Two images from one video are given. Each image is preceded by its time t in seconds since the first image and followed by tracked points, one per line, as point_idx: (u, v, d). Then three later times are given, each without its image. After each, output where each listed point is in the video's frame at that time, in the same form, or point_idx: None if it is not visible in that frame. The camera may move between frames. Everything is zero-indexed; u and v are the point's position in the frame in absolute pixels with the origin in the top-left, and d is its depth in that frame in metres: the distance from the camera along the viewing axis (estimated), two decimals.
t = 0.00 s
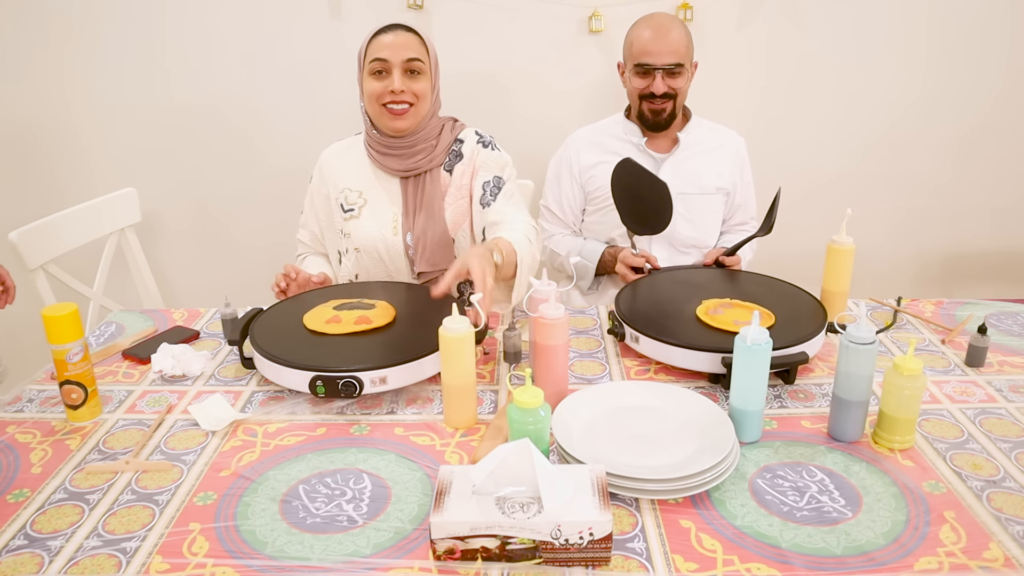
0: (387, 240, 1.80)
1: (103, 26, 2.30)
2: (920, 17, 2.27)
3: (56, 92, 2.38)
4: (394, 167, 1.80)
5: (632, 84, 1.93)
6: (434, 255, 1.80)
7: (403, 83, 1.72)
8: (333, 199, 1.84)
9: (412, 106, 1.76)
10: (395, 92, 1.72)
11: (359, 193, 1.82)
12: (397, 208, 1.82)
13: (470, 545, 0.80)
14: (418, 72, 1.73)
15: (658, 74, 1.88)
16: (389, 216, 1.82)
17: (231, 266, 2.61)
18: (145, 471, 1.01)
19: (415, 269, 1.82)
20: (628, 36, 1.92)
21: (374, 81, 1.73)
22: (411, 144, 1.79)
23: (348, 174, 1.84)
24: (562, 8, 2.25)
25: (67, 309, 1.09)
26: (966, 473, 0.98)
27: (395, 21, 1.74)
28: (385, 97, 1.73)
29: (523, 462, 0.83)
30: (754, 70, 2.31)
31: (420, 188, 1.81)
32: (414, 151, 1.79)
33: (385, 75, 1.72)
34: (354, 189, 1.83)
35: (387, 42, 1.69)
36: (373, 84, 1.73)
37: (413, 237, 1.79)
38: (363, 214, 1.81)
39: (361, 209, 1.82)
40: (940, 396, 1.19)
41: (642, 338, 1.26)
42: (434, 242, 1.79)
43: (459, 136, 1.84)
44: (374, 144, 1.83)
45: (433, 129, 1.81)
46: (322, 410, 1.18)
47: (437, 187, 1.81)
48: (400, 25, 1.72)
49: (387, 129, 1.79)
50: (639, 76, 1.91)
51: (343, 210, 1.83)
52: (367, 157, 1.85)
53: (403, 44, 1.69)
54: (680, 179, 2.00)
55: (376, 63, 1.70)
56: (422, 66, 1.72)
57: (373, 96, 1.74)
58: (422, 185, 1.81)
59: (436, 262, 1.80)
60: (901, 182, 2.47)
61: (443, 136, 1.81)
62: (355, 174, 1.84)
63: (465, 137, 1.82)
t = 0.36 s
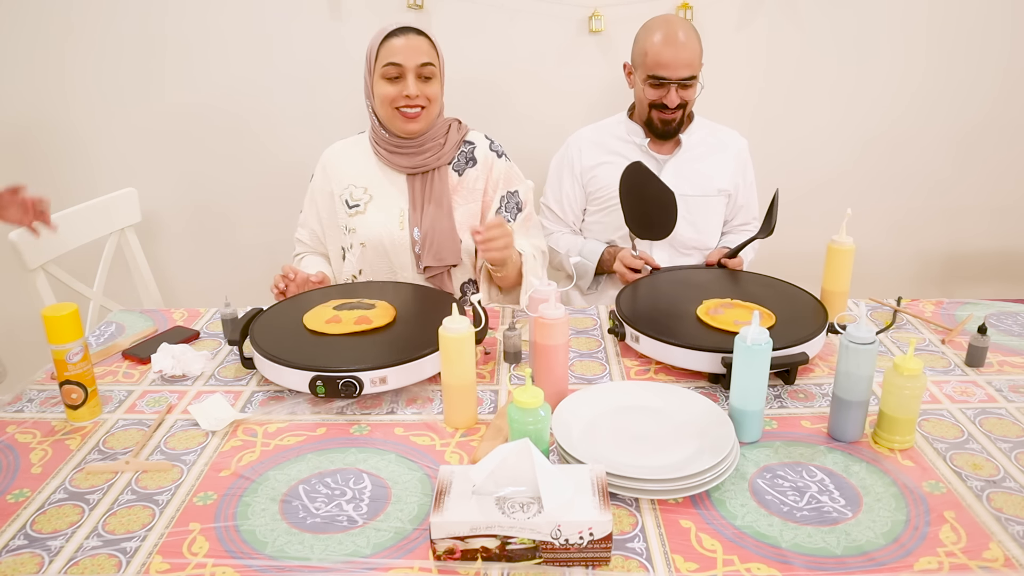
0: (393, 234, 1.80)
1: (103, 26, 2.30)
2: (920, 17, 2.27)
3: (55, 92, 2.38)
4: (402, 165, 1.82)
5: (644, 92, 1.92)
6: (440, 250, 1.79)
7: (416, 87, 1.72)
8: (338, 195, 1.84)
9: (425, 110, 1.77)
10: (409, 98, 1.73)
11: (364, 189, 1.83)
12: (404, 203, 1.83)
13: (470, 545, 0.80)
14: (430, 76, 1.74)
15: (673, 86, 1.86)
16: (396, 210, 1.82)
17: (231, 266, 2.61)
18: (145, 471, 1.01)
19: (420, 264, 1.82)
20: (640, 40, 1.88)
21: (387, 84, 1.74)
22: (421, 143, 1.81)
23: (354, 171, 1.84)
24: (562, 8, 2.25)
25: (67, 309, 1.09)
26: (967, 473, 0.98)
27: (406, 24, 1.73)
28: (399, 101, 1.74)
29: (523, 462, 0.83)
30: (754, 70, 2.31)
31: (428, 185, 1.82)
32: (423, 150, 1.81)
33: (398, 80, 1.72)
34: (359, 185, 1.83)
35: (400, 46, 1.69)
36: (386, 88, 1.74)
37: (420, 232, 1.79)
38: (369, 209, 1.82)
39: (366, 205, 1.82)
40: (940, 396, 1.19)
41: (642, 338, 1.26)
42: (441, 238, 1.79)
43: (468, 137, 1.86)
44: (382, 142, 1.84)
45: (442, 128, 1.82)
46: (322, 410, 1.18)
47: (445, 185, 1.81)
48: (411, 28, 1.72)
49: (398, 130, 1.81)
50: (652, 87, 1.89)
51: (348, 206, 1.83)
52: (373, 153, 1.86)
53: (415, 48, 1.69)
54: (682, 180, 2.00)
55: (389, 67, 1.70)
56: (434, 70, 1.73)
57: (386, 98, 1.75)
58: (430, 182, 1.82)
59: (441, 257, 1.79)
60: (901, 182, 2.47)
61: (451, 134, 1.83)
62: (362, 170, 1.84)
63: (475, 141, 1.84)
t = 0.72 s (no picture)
0: (400, 235, 1.80)
1: (102, 26, 2.30)
2: (920, 17, 2.27)
3: (55, 92, 2.38)
4: (411, 165, 1.82)
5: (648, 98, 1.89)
6: (448, 251, 1.79)
7: (431, 88, 1.72)
8: (345, 194, 1.83)
9: (437, 111, 1.77)
10: (424, 99, 1.73)
11: (372, 189, 1.83)
12: (413, 204, 1.83)
13: (470, 545, 0.80)
14: (444, 78, 1.74)
15: (677, 93, 1.84)
16: (403, 213, 1.82)
17: (230, 266, 2.61)
18: (145, 471, 1.01)
19: (428, 265, 1.82)
20: (642, 44, 1.85)
21: (401, 84, 1.74)
22: (430, 144, 1.81)
23: (361, 171, 1.84)
24: (562, 8, 2.25)
25: (67, 309, 1.09)
26: (967, 473, 0.98)
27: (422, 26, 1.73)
28: (413, 101, 1.74)
29: (523, 462, 0.83)
30: (753, 70, 2.31)
31: (436, 187, 1.82)
32: (433, 151, 1.81)
33: (413, 81, 1.72)
34: (366, 184, 1.83)
35: (416, 48, 1.69)
36: (400, 88, 1.74)
37: (428, 233, 1.80)
38: (376, 209, 1.82)
39: (373, 205, 1.82)
40: (940, 396, 1.19)
41: (642, 338, 1.26)
42: (448, 238, 1.79)
43: (475, 139, 1.87)
44: (392, 142, 1.83)
45: (451, 130, 1.84)
46: (321, 410, 1.18)
47: (453, 187, 1.82)
48: (427, 30, 1.72)
49: (410, 131, 1.81)
50: (656, 94, 1.86)
51: (355, 206, 1.83)
52: (380, 152, 1.86)
53: (430, 50, 1.69)
54: (685, 182, 1.99)
55: (404, 68, 1.71)
56: (448, 72, 1.74)
57: (400, 99, 1.75)
58: (439, 183, 1.82)
59: (449, 258, 1.79)
60: (901, 182, 2.47)
61: (461, 136, 1.84)
62: (370, 170, 1.84)
63: (483, 141, 1.85)
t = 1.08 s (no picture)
0: (399, 239, 1.81)
1: (102, 26, 2.30)
2: (920, 16, 2.27)
3: (55, 92, 2.38)
4: (411, 166, 1.81)
5: (662, 96, 1.88)
6: (445, 258, 1.80)
7: (430, 83, 1.71)
8: (347, 195, 1.84)
9: (437, 109, 1.76)
10: (422, 93, 1.72)
11: (373, 190, 1.83)
12: (412, 207, 1.83)
13: (469, 545, 0.80)
14: (445, 74, 1.73)
15: (690, 93, 1.82)
16: (402, 216, 1.82)
17: (230, 266, 2.61)
18: (145, 471, 1.01)
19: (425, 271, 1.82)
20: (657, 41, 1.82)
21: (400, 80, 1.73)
22: (431, 144, 1.80)
23: (364, 171, 1.84)
24: (562, 8, 2.25)
25: (67, 309, 1.09)
26: (967, 473, 0.98)
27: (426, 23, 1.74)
28: (411, 96, 1.73)
29: (523, 462, 0.83)
30: (753, 70, 2.31)
31: (437, 191, 1.82)
32: (433, 152, 1.80)
33: (413, 76, 1.72)
34: (368, 185, 1.83)
35: (417, 42, 1.69)
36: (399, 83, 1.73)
37: (426, 239, 1.80)
38: (376, 212, 1.82)
39: (373, 207, 1.83)
40: (940, 396, 1.19)
41: (642, 338, 1.26)
42: (446, 245, 1.80)
43: (480, 143, 1.85)
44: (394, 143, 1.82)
45: (454, 132, 1.82)
46: (322, 410, 1.18)
47: (454, 191, 1.82)
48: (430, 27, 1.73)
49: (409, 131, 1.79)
50: (669, 91, 1.85)
51: (356, 207, 1.83)
52: (382, 153, 1.86)
53: (431, 45, 1.69)
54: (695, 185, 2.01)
55: (405, 62, 1.70)
56: (448, 68, 1.73)
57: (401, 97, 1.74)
58: (440, 187, 1.82)
59: (446, 265, 1.80)
60: (901, 182, 2.47)
61: (463, 141, 1.83)
62: (371, 172, 1.84)
63: (486, 145, 1.84)
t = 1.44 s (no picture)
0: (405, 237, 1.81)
1: (102, 27, 2.30)
2: (920, 16, 2.27)
3: (55, 92, 2.38)
4: (412, 174, 1.82)
5: (662, 85, 1.85)
6: (453, 255, 1.79)
7: (426, 113, 1.70)
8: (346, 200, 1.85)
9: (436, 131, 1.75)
10: (423, 127, 1.70)
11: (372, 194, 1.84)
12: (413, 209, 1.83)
13: (470, 545, 0.80)
14: (437, 97, 1.71)
15: (707, 74, 1.84)
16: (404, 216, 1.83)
17: (230, 266, 2.61)
18: (145, 471, 1.01)
19: (434, 271, 1.80)
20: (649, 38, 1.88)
21: (395, 115, 1.71)
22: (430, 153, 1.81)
23: (362, 177, 1.85)
24: (562, 8, 2.25)
25: (67, 309, 1.09)
26: (967, 473, 0.98)
27: (404, 48, 1.68)
28: (411, 130, 1.71)
29: (523, 463, 0.83)
30: (753, 69, 2.31)
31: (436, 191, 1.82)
32: (432, 159, 1.81)
33: (408, 111, 1.70)
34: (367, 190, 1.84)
35: (405, 79, 1.65)
36: (394, 118, 1.71)
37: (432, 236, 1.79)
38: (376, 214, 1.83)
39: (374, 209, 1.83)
40: (940, 396, 1.19)
41: (642, 338, 1.25)
42: (451, 243, 1.79)
43: (474, 142, 1.87)
44: (392, 154, 1.83)
45: (449, 135, 1.82)
46: (322, 410, 1.18)
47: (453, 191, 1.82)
48: (409, 52, 1.67)
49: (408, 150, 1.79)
50: (672, 77, 1.84)
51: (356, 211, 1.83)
52: (379, 161, 1.86)
53: (419, 78, 1.65)
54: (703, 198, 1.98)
55: (397, 100, 1.68)
56: (440, 91, 1.71)
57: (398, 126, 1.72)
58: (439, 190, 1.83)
59: (454, 263, 1.78)
60: (901, 182, 2.47)
61: (458, 142, 1.84)
62: (370, 176, 1.85)
63: (480, 145, 1.86)
